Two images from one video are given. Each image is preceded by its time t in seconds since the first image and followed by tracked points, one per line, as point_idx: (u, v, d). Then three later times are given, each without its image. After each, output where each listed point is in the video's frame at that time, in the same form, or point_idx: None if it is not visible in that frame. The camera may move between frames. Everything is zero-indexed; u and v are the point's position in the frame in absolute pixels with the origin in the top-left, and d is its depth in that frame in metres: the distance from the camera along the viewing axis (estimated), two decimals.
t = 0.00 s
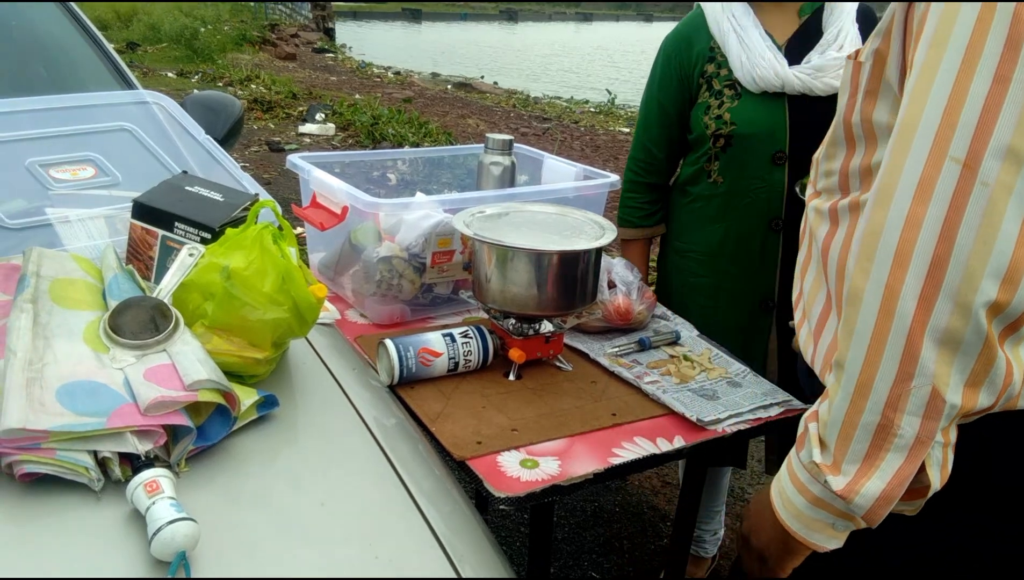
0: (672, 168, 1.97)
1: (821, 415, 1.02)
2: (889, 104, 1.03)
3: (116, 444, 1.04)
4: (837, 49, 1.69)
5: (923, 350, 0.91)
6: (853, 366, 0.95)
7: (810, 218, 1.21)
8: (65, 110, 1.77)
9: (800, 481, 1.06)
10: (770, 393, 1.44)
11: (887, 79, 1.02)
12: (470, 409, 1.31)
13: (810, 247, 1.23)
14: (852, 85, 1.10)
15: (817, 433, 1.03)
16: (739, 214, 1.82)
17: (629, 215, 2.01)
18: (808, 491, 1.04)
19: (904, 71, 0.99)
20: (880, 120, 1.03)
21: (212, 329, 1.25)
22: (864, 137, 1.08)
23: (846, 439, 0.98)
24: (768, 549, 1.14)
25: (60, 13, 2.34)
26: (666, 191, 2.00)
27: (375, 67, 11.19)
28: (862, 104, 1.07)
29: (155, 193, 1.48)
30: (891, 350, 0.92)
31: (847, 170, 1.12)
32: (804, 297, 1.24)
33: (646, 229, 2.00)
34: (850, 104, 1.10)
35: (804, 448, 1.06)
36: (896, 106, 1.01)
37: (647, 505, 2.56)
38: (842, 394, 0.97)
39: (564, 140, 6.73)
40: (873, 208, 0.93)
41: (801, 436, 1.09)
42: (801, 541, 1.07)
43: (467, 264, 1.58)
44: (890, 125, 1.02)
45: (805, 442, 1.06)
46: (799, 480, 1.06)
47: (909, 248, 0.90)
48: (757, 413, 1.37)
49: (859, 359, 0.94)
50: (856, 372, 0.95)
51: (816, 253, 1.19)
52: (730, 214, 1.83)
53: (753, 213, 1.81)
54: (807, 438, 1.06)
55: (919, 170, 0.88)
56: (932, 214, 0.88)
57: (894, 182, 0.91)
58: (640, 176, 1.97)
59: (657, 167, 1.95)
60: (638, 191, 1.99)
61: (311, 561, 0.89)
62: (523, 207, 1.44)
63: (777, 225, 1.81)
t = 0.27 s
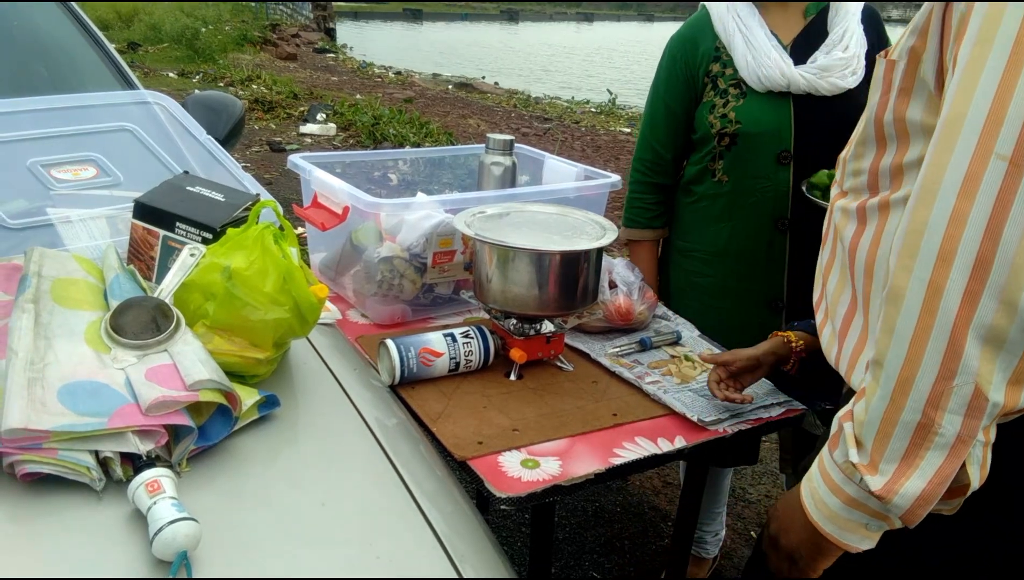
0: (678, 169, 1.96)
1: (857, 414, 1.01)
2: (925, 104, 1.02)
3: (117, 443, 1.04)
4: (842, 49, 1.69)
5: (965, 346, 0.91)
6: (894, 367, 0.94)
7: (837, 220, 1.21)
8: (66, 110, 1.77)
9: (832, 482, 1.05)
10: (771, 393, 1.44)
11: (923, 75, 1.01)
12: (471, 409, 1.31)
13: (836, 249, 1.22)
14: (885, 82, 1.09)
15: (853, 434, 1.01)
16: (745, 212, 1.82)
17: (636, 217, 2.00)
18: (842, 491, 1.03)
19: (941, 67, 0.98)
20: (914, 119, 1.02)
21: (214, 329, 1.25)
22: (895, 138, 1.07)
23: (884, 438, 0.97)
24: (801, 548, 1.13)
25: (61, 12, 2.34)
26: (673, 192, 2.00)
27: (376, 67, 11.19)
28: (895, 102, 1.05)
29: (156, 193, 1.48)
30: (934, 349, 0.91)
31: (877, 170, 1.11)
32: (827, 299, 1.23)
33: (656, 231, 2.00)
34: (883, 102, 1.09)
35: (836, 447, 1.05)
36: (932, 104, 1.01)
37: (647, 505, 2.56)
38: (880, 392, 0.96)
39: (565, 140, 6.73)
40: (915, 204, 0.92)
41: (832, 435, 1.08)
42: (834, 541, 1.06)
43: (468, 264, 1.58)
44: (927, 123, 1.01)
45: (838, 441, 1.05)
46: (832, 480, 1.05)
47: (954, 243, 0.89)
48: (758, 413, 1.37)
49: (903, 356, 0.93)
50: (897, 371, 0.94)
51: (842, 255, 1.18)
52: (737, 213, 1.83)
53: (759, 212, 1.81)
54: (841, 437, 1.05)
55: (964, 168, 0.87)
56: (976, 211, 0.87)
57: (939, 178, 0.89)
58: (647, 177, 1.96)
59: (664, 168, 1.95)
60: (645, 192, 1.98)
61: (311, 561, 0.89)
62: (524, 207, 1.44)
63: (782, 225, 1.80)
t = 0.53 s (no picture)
0: (697, 163, 1.95)
1: (887, 412, 1.00)
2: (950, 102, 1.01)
3: (121, 443, 1.04)
4: (866, 49, 1.69)
5: (1001, 342, 0.89)
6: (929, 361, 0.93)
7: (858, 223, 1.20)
8: (71, 110, 1.77)
9: (861, 482, 1.04)
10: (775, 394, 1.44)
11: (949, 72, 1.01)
12: (474, 409, 1.32)
13: (858, 253, 1.21)
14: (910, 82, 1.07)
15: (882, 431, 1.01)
16: (758, 208, 1.81)
17: (652, 210, 1.99)
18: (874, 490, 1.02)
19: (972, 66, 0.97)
20: (941, 117, 1.01)
21: (218, 329, 1.25)
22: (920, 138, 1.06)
23: (916, 436, 0.96)
24: (825, 549, 1.12)
25: (66, 12, 2.35)
26: (689, 187, 1.98)
27: (379, 67, 11.20)
28: (921, 101, 1.04)
29: (160, 193, 1.49)
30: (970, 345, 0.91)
31: (902, 171, 1.10)
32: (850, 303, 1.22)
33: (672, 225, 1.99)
34: (908, 101, 1.07)
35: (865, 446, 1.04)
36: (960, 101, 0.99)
37: (651, 505, 2.56)
38: (913, 388, 0.95)
39: (569, 140, 6.73)
40: (948, 200, 0.91)
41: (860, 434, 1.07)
42: (861, 541, 1.05)
43: (472, 264, 1.58)
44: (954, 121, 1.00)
45: (868, 440, 1.04)
46: (860, 480, 1.04)
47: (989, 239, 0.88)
48: (761, 414, 1.37)
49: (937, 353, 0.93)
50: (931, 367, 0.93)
51: (865, 259, 1.17)
52: (751, 208, 1.82)
53: (772, 209, 1.80)
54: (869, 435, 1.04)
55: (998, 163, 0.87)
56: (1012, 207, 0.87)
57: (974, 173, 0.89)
58: (665, 170, 1.95)
59: (681, 162, 1.94)
60: (662, 185, 1.97)
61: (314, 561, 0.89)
62: (528, 208, 1.44)
63: (795, 222, 1.80)
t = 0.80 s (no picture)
0: (712, 159, 1.95)
1: (960, 436, 0.99)
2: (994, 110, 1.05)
3: (126, 441, 1.04)
4: (884, 50, 1.68)
5: None
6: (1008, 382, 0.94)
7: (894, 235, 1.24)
8: (76, 110, 1.78)
9: (932, 508, 1.03)
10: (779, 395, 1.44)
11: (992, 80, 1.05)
12: (478, 409, 1.32)
13: (890, 264, 1.27)
14: (951, 89, 1.13)
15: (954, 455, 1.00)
16: (768, 206, 1.81)
17: (665, 204, 1.99)
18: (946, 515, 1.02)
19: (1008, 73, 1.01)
20: (988, 124, 1.05)
21: (223, 328, 1.25)
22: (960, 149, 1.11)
23: (996, 461, 0.96)
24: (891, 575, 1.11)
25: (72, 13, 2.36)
26: (704, 183, 1.98)
27: (384, 67, 11.22)
28: (966, 107, 1.09)
29: (166, 192, 1.49)
30: None
31: (943, 181, 1.15)
32: (886, 315, 1.27)
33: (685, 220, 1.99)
34: (949, 109, 1.12)
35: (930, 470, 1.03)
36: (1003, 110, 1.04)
37: (655, 506, 2.55)
38: (991, 412, 0.95)
39: (573, 141, 6.73)
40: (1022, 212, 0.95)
41: (925, 456, 1.05)
42: (932, 568, 1.05)
43: (476, 264, 1.58)
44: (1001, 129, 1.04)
45: (938, 464, 1.02)
46: (931, 505, 1.03)
47: None
48: (766, 415, 1.37)
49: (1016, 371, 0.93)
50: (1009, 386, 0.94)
51: (904, 272, 1.22)
52: (761, 206, 1.82)
53: (781, 207, 1.80)
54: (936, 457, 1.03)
55: None
56: None
57: None
58: (680, 164, 1.96)
59: (697, 158, 1.94)
60: (678, 180, 1.97)
61: (318, 560, 0.89)
62: (533, 208, 1.44)
63: (803, 221, 1.81)
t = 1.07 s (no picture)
0: (724, 161, 1.95)
1: (1011, 475, 0.97)
2: None
3: (135, 440, 1.05)
4: (896, 51, 1.67)
5: None
6: None
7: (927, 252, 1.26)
8: (87, 110, 1.79)
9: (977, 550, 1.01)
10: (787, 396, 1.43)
11: None
12: (485, 409, 1.32)
13: (921, 282, 1.29)
14: (994, 99, 1.14)
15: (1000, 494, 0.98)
16: (778, 207, 1.81)
17: (677, 205, 1.98)
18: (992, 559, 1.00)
19: None
20: None
21: (231, 327, 1.26)
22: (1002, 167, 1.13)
23: None
24: None
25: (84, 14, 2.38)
26: (717, 183, 1.97)
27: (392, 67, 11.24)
28: (1011, 119, 1.10)
29: (176, 193, 1.50)
30: None
31: (981, 197, 1.17)
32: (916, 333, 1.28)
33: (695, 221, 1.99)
34: (991, 121, 1.14)
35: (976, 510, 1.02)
36: None
37: (662, 507, 2.55)
38: None
39: (581, 141, 6.73)
40: None
41: (970, 496, 1.04)
42: None
43: (483, 265, 1.59)
44: None
45: (985, 505, 1.01)
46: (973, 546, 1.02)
47: None
48: (774, 417, 1.37)
49: None
50: None
51: (939, 290, 1.23)
52: (772, 207, 1.81)
53: (792, 209, 1.80)
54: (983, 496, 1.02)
55: None
56: None
57: None
58: (693, 165, 1.95)
59: (710, 158, 1.93)
60: (691, 181, 1.96)
61: (325, 559, 0.90)
62: (541, 208, 1.44)
63: (812, 223, 1.80)
